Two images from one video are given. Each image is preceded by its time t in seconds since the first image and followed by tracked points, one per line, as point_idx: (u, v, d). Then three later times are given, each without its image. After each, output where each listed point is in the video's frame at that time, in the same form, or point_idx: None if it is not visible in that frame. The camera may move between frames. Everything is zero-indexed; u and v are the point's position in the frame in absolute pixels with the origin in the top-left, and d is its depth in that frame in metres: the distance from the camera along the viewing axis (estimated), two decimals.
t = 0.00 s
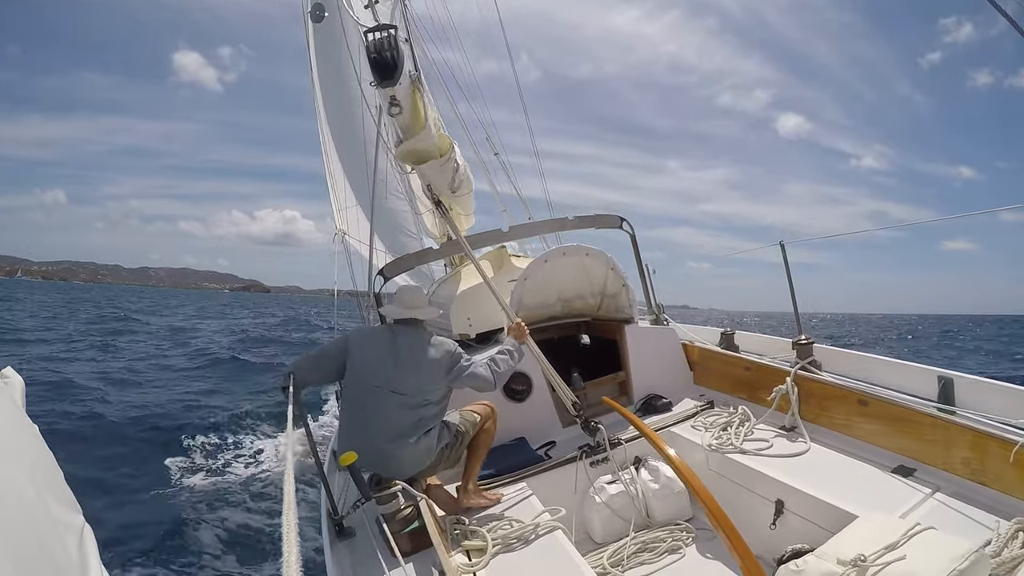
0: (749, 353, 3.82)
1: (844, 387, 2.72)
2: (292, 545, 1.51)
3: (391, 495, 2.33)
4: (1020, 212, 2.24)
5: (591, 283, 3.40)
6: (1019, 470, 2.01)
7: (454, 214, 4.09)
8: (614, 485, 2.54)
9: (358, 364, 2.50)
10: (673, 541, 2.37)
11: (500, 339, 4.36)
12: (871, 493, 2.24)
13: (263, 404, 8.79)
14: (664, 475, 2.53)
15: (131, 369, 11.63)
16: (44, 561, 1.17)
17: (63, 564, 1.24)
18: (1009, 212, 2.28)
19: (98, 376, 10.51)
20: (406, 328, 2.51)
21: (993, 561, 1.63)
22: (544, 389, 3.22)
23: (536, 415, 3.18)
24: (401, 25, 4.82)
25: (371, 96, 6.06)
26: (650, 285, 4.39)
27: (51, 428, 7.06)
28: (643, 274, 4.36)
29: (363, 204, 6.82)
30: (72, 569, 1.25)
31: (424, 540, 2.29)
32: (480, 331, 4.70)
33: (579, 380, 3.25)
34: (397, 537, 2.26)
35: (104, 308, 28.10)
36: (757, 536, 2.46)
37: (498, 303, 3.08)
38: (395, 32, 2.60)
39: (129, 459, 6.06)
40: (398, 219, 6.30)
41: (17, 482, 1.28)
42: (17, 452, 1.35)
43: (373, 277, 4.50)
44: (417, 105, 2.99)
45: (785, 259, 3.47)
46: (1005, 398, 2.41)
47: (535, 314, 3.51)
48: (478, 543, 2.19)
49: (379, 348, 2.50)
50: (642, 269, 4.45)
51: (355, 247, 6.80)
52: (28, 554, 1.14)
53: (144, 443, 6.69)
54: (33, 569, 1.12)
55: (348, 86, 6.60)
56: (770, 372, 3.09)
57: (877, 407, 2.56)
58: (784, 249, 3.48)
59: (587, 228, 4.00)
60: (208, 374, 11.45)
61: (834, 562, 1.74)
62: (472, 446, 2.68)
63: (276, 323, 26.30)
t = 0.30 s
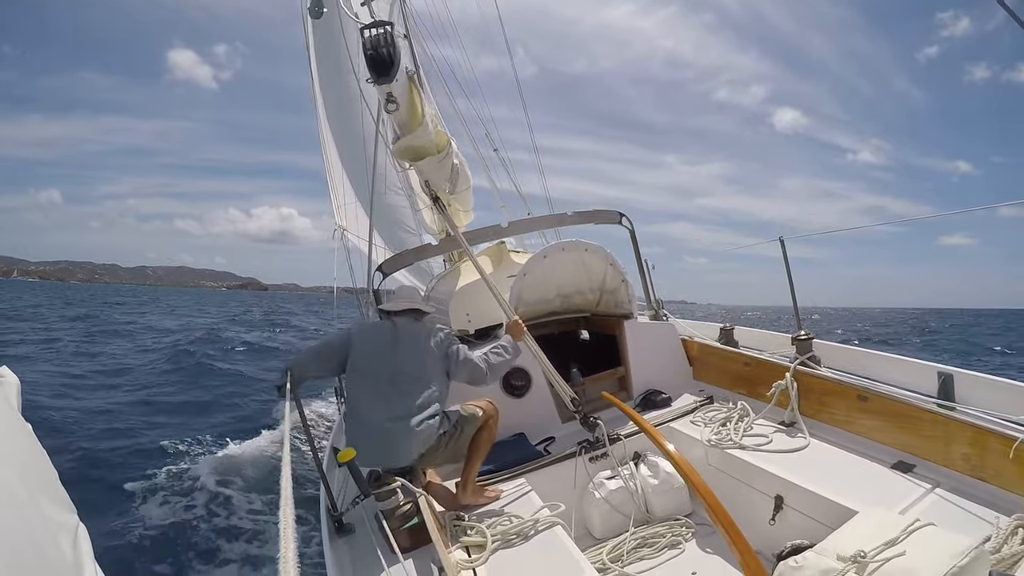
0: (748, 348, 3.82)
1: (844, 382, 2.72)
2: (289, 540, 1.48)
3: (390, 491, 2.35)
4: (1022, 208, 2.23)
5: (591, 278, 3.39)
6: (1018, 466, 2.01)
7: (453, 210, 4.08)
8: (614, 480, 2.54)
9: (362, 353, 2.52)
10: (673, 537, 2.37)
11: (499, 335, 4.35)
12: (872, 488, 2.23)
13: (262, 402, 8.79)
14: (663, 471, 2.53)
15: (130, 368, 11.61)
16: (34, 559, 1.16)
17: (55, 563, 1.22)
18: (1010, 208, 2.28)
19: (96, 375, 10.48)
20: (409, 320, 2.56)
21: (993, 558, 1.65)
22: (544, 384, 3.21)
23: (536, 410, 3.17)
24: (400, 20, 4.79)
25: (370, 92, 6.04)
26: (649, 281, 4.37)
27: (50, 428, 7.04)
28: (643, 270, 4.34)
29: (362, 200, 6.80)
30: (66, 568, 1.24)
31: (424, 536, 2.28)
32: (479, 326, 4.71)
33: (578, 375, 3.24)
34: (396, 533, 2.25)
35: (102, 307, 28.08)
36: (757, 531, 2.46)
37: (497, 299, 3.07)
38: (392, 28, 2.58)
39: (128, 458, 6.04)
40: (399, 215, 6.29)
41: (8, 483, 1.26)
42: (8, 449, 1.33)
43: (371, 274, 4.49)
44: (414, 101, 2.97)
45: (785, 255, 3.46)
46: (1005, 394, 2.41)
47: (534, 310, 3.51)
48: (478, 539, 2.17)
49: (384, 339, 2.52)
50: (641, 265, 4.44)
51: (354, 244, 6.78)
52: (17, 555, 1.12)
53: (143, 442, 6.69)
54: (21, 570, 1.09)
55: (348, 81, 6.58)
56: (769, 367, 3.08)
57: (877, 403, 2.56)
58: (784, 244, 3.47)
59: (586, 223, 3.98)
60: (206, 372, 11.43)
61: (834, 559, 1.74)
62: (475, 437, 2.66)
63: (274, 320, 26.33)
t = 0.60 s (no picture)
0: (749, 343, 3.81)
1: (844, 378, 2.71)
2: (288, 539, 1.47)
3: (390, 488, 2.33)
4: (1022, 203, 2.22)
5: (590, 274, 3.38)
6: (1019, 462, 2.01)
7: (451, 207, 4.07)
8: (614, 477, 2.54)
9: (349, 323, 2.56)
10: (673, 533, 2.37)
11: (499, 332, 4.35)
12: (872, 484, 2.23)
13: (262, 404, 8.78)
14: (663, 467, 2.52)
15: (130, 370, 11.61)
16: (24, 562, 1.13)
17: (46, 564, 1.19)
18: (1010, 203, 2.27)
19: (96, 378, 10.46)
20: (384, 278, 2.65)
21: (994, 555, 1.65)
22: (544, 381, 3.19)
23: (535, 406, 3.15)
24: (396, 17, 4.78)
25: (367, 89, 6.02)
26: (649, 277, 4.35)
27: (50, 432, 7.03)
28: (642, 266, 4.34)
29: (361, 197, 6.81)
30: (59, 569, 1.21)
31: (424, 532, 2.28)
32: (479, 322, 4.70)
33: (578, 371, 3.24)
34: (396, 530, 2.25)
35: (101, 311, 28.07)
36: (757, 527, 2.46)
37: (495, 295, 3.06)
38: (382, 26, 2.57)
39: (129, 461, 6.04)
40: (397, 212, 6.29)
41: None
42: None
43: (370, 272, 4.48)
44: (406, 98, 2.95)
45: (785, 250, 3.45)
46: (1006, 390, 2.41)
47: (534, 306, 3.50)
48: (478, 536, 2.17)
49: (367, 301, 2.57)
50: (641, 260, 4.43)
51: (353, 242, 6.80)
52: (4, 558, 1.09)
53: (143, 445, 6.69)
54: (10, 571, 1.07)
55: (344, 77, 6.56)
56: (769, 362, 3.08)
57: (877, 398, 2.56)
58: (783, 239, 3.46)
59: (585, 219, 3.97)
60: (206, 374, 11.42)
61: (834, 555, 1.74)
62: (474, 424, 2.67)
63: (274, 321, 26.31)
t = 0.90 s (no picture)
0: (748, 344, 3.81)
1: (844, 378, 2.71)
2: (288, 539, 1.46)
3: (390, 488, 2.28)
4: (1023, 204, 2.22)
5: (590, 274, 3.38)
6: (1019, 463, 2.01)
7: (452, 207, 4.05)
8: (614, 477, 2.53)
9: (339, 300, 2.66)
10: (673, 533, 2.36)
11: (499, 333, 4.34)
12: (871, 484, 2.24)
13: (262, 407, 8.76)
14: (663, 467, 2.52)
15: (129, 375, 11.57)
16: (21, 564, 1.11)
17: (45, 566, 1.17)
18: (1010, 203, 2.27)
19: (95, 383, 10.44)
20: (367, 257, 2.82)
21: (994, 555, 1.66)
22: (544, 381, 3.19)
23: (535, 406, 3.14)
24: (396, 19, 4.80)
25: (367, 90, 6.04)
26: (649, 277, 4.35)
27: (50, 438, 7.01)
28: (642, 266, 4.33)
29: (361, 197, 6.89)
30: (58, 570, 1.20)
31: (424, 533, 2.28)
32: (479, 322, 4.70)
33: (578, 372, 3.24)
34: (396, 531, 2.24)
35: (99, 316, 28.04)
36: (757, 527, 2.46)
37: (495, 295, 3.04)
38: (387, 23, 2.57)
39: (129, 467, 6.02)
40: (397, 212, 6.34)
41: None
42: None
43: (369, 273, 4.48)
44: (411, 96, 2.93)
45: (785, 250, 3.45)
46: (1006, 390, 2.41)
47: (533, 306, 3.50)
48: (478, 536, 2.17)
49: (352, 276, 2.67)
50: (640, 260, 4.42)
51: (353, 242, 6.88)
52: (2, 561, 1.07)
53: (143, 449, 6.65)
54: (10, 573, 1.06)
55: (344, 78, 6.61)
56: (769, 363, 3.08)
57: (876, 398, 2.56)
58: (783, 239, 3.45)
59: (586, 219, 3.97)
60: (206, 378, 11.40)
61: (834, 556, 1.74)
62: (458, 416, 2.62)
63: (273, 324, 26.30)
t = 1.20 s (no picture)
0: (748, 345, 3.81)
1: (844, 378, 2.71)
2: (288, 539, 1.47)
3: (390, 488, 2.29)
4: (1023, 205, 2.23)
5: (591, 275, 3.38)
6: (1019, 463, 2.01)
7: (454, 207, 4.04)
8: (614, 477, 2.53)
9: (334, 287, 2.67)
10: (673, 534, 2.36)
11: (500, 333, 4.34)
12: (872, 485, 2.24)
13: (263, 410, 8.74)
14: (663, 468, 2.52)
15: (130, 378, 11.56)
16: (24, 564, 1.11)
17: (46, 566, 1.18)
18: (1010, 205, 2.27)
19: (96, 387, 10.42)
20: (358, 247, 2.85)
21: (994, 556, 1.66)
22: (544, 381, 3.19)
23: (536, 406, 3.13)
24: (396, 20, 4.82)
25: (367, 90, 6.06)
26: (649, 277, 4.34)
27: (52, 441, 7.00)
28: (642, 266, 4.33)
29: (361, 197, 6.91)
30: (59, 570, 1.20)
31: (425, 533, 2.29)
32: (480, 323, 4.69)
33: (579, 373, 3.24)
34: (397, 532, 2.25)
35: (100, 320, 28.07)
36: (757, 527, 2.46)
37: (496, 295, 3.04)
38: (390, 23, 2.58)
39: (130, 469, 6.01)
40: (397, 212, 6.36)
41: None
42: None
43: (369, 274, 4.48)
44: (413, 96, 2.92)
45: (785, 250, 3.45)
46: (1006, 391, 2.41)
47: (534, 306, 3.50)
48: (478, 537, 2.17)
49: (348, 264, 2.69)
50: (641, 261, 4.41)
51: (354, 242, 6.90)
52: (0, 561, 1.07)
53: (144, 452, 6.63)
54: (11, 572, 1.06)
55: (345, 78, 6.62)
56: (769, 363, 3.08)
57: (877, 398, 2.56)
58: (784, 240, 3.45)
59: (586, 220, 3.98)
60: (207, 380, 11.39)
61: (834, 556, 1.75)
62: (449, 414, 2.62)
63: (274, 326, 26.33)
